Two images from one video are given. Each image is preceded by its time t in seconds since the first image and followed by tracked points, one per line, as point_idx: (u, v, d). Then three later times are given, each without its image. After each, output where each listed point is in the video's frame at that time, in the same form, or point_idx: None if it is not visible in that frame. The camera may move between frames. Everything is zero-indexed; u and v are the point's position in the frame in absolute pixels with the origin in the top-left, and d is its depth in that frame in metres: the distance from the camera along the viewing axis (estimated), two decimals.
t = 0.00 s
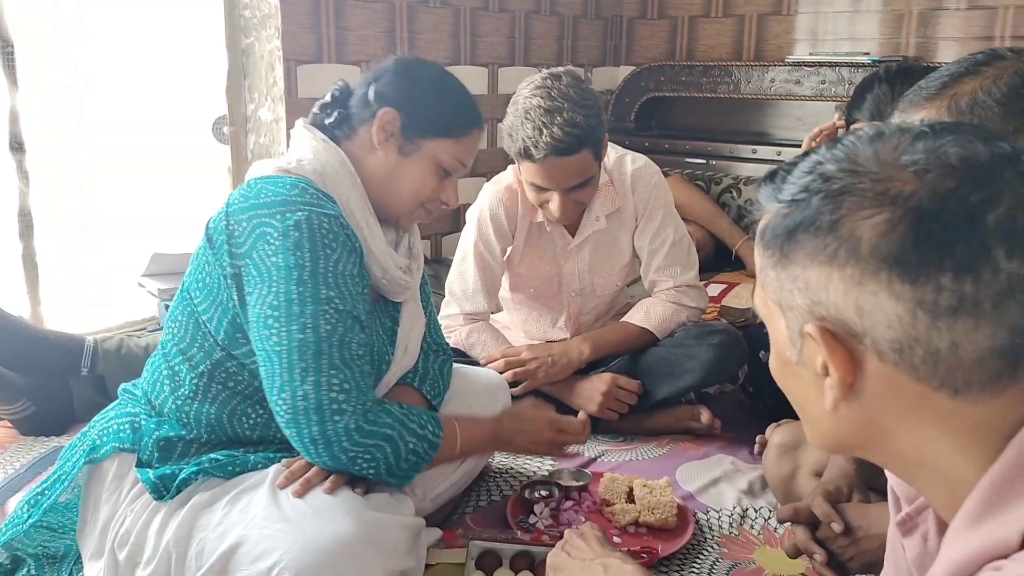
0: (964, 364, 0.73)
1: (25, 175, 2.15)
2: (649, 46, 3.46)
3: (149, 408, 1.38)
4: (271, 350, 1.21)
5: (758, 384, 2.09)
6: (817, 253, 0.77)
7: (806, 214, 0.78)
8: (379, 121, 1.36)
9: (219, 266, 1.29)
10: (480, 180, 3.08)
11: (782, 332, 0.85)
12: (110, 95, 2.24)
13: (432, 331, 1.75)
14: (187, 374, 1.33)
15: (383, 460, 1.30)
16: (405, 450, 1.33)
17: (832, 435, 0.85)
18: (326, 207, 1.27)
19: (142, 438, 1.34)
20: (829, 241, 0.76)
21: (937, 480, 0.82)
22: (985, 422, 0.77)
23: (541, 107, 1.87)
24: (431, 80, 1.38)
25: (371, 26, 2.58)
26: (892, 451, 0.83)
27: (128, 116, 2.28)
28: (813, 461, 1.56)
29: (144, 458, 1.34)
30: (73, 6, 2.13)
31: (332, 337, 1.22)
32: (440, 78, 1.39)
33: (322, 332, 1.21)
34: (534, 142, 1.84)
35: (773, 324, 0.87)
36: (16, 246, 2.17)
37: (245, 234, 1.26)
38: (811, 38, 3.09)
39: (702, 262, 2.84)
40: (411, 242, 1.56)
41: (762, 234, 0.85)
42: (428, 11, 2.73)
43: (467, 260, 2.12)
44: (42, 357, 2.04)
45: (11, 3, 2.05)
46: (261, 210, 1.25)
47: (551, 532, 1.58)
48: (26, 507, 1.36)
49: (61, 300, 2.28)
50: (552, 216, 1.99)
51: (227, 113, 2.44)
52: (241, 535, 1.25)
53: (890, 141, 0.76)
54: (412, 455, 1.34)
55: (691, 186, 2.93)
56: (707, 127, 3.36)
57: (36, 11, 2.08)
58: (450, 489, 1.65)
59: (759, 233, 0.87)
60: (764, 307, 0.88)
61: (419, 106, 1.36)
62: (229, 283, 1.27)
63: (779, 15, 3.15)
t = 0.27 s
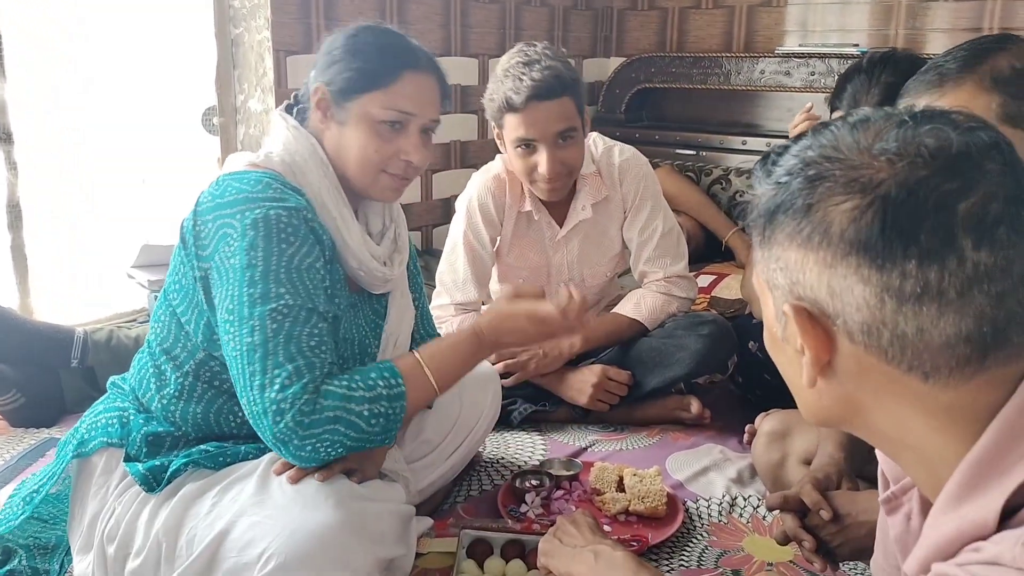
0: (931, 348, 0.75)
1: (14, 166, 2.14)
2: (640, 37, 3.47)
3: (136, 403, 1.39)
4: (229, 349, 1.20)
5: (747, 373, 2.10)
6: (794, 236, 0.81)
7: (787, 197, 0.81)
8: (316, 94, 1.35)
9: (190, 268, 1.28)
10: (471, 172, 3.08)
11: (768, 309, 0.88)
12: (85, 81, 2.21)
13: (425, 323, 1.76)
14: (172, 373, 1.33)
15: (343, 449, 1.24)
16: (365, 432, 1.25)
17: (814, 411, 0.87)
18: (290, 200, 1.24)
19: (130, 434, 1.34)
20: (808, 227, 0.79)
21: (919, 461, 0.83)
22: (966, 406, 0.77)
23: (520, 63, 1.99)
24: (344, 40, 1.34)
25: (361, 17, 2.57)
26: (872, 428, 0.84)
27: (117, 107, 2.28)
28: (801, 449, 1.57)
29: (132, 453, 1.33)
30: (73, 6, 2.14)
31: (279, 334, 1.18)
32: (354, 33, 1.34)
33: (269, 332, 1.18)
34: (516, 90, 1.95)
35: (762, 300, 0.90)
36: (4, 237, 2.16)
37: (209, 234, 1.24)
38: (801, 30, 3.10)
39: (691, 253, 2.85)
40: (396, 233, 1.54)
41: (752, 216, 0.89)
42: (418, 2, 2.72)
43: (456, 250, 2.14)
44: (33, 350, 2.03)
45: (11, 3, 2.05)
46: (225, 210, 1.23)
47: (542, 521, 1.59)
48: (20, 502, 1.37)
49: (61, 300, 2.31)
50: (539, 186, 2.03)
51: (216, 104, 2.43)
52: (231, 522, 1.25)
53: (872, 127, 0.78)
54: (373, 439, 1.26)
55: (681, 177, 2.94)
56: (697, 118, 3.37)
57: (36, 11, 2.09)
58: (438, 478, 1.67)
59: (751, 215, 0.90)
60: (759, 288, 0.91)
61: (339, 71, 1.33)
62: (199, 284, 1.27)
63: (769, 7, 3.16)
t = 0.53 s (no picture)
0: (940, 342, 0.76)
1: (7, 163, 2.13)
2: (634, 34, 3.47)
3: (122, 412, 1.39)
4: (220, 367, 1.19)
5: (741, 368, 2.11)
6: (805, 227, 0.80)
7: (796, 188, 0.81)
8: (289, 99, 1.36)
9: (175, 288, 1.30)
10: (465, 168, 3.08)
11: (770, 302, 0.88)
12: (86, 83, 2.22)
13: (422, 325, 1.75)
14: (159, 389, 1.33)
15: (334, 464, 1.17)
16: (347, 448, 1.16)
17: (815, 403, 0.87)
18: (267, 214, 1.23)
19: (117, 443, 1.34)
20: (818, 219, 0.79)
21: (918, 452, 0.84)
22: (961, 397, 0.79)
23: (497, 55, 1.99)
24: (311, 40, 1.33)
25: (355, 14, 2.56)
26: (873, 422, 0.85)
27: (110, 105, 2.27)
28: (795, 443, 1.58)
29: (119, 462, 1.33)
30: (73, 6, 2.15)
31: (256, 351, 1.15)
32: (321, 33, 1.33)
33: (245, 350, 1.15)
34: (495, 81, 1.96)
35: (762, 293, 0.89)
36: None
37: (191, 255, 1.25)
38: (794, 26, 3.11)
39: (685, 249, 2.86)
40: (386, 241, 1.57)
41: (756, 207, 0.88)
42: None
43: (448, 246, 2.14)
44: (26, 347, 2.03)
45: (11, 3, 2.05)
46: (202, 230, 1.23)
47: (537, 517, 1.60)
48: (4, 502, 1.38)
49: (61, 300, 2.32)
50: (524, 176, 2.03)
51: (210, 101, 2.43)
52: (223, 527, 1.25)
53: (883, 121, 0.79)
54: (363, 454, 1.17)
55: (675, 173, 2.95)
56: (690, 114, 3.37)
57: (36, 12, 2.10)
58: (434, 476, 1.69)
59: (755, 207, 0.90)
60: (755, 277, 0.91)
61: (307, 72, 1.32)
62: (185, 304, 1.29)
63: (763, 3, 3.17)
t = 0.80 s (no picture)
0: (959, 339, 0.76)
1: None
2: (625, 32, 3.47)
3: (110, 423, 1.37)
4: (229, 384, 1.12)
5: (733, 367, 2.11)
6: (821, 224, 0.79)
7: (814, 184, 0.80)
8: (287, 111, 1.32)
9: (173, 308, 1.26)
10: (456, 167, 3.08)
11: (771, 303, 0.87)
12: (85, 83, 2.22)
13: (424, 334, 1.67)
14: (150, 408, 1.30)
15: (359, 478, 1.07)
16: (373, 461, 1.06)
17: (814, 402, 0.87)
18: (271, 226, 1.19)
19: (104, 455, 1.34)
20: (838, 216, 0.78)
21: (912, 446, 0.84)
22: (956, 392, 0.79)
23: (483, 52, 1.98)
24: (309, 48, 1.29)
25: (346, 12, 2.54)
26: (873, 421, 0.85)
27: (100, 105, 2.26)
28: (787, 442, 1.58)
29: (108, 475, 1.32)
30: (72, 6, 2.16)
31: (271, 357, 1.08)
32: (320, 40, 1.28)
33: (257, 359, 1.08)
34: (482, 78, 1.95)
35: (760, 294, 0.88)
36: None
37: (191, 273, 1.20)
38: (785, 24, 3.11)
39: (676, 247, 2.86)
40: (389, 255, 1.55)
41: (758, 204, 0.87)
42: None
43: (437, 245, 2.15)
44: (15, 348, 2.01)
45: (11, 4, 2.05)
46: (201, 245, 1.18)
47: (529, 517, 1.60)
48: None
49: (62, 300, 2.33)
50: (513, 173, 2.03)
51: (199, 101, 2.41)
52: (217, 542, 1.24)
53: (897, 117, 0.79)
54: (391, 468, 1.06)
55: (666, 172, 2.95)
56: (682, 113, 3.37)
57: (36, 11, 2.10)
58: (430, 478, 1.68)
59: (753, 203, 0.89)
60: (747, 274, 0.90)
61: (306, 84, 1.29)
62: (188, 324, 1.24)
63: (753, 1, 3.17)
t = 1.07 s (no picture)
0: (975, 347, 0.76)
1: None
2: (627, 36, 3.47)
3: (117, 432, 1.35)
4: (256, 401, 1.05)
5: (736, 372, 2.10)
6: (836, 234, 0.79)
7: (827, 194, 0.79)
8: (310, 130, 1.27)
9: (196, 326, 1.21)
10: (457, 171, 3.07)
11: (777, 315, 0.86)
12: (85, 83, 2.21)
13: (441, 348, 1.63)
14: (161, 421, 1.29)
15: (396, 493, 1.00)
16: (412, 475, 0.98)
17: (821, 415, 0.86)
18: (299, 243, 1.15)
19: (111, 465, 1.33)
20: (852, 227, 0.78)
21: (915, 452, 0.84)
22: (961, 400, 0.79)
23: (487, 56, 1.98)
24: (334, 67, 1.23)
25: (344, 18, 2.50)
26: (880, 431, 0.85)
27: (103, 109, 2.26)
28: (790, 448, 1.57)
29: (113, 485, 1.32)
30: (73, 7, 2.15)
31: (299, 370, 1.01)
32: (346, 59, 1.23)
33: (286, 372, 1.01)
34: (486, 82, 1.95)
35: (764, 306, 0.88)
36: None
37: (215, 290, 1.15)
38: (787, 28, 3.11)
39: (678, 251, 2.85)
40: (411, 273, 1.52)
41: (764, 215, 0.86)
42: (405, 2, 2.70)
43: (439, 251, 2.14)
44: (16, 354, 2.01)
45: (11, 4, 2.05)
46: (225, 263, 1.13)
47: (531, 523, 1.59)
48: None
49: (61, 300, 2.32)
50: (517, 178, 2.02)
51: (201, 105, 2.42)
52: (225, 554, 1.23)
53: (906, 125, 0.79)
54: (431, 483, 0.99)
55: (668, 176, 2.94)
56: (684, 117, 3.37)
57: (37, 12, 2.10)
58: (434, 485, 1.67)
59: (757, 214, 0.89)
60: (748, 285, 0.90)
61: (331, 105, 1.24)
62: (212, 343, 1.19)
63: (755, 5, 3.17)
